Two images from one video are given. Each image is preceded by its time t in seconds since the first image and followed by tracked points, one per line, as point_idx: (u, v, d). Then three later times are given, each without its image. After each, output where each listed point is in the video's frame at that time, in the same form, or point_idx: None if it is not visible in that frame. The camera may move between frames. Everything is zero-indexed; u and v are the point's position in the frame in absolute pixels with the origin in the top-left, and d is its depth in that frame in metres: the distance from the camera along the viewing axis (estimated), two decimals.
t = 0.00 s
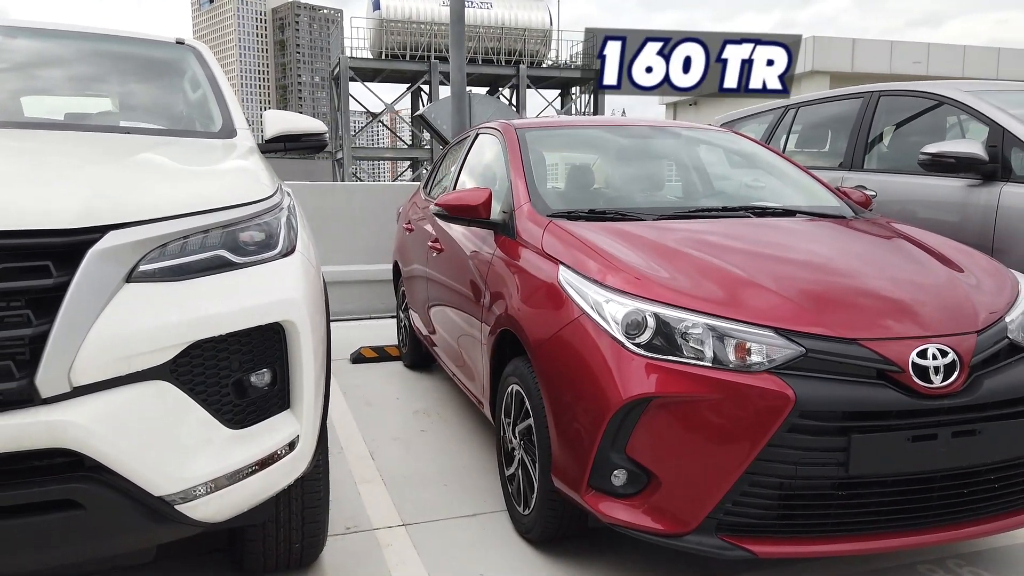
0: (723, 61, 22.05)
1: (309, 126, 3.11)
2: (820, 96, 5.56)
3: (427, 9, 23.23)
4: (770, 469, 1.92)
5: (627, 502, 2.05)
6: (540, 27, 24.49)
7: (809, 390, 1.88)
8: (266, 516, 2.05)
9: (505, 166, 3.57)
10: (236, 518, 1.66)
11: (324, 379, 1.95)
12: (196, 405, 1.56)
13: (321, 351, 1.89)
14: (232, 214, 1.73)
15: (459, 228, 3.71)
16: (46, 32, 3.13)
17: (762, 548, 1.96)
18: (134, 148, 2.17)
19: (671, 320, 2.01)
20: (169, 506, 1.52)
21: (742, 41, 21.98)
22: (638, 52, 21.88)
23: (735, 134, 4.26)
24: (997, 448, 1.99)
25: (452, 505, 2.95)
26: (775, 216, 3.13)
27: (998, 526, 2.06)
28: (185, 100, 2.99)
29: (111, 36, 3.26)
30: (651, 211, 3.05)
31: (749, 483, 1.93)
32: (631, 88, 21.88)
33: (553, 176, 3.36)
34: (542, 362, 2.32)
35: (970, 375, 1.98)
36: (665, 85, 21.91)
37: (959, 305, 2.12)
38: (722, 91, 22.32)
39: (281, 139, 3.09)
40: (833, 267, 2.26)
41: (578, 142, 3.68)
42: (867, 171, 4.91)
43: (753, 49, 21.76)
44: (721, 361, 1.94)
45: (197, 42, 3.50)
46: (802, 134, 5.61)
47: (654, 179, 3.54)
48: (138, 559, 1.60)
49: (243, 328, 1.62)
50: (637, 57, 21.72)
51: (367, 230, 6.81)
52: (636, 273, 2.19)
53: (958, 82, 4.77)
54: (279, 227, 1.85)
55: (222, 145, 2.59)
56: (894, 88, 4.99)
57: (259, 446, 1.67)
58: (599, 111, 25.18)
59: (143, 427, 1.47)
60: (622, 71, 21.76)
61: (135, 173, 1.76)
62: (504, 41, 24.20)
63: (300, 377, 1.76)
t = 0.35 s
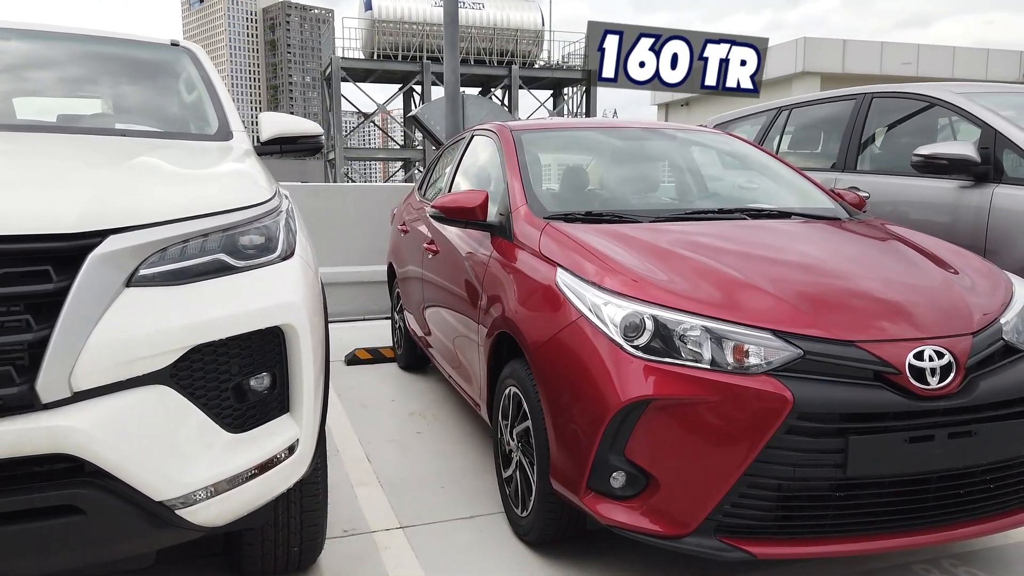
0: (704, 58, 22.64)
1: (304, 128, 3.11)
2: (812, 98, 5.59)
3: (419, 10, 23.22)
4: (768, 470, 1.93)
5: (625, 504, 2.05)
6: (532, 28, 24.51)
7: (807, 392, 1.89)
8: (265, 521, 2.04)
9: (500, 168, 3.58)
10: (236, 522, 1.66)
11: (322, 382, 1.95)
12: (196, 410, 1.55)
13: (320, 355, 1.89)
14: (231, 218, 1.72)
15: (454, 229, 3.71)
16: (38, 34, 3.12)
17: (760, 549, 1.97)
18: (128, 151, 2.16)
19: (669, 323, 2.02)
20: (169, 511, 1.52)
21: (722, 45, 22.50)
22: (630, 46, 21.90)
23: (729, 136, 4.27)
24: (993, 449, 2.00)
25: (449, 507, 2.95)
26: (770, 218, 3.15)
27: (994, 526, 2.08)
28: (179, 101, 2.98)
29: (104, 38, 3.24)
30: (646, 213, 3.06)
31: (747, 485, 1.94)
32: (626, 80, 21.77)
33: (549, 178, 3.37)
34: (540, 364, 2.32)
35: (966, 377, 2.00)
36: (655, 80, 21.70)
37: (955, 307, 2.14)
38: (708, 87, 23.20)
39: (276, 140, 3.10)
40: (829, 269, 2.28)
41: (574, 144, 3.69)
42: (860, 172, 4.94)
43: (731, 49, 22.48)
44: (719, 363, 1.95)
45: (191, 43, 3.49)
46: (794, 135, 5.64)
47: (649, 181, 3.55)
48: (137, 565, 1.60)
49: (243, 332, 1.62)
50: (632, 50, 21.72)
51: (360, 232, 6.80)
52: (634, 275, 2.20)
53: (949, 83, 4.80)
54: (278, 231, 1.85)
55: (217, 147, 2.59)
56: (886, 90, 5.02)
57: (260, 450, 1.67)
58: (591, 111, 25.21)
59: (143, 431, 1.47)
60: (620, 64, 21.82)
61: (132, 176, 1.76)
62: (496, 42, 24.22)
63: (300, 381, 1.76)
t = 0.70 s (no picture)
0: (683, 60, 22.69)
1: (300, 128, 3.11)
2: (806, 98, 5.61)
3: (412, 10, 23.20)
4: (765, 469, 1.94)
5: (623, 504, 2.06)
6: (526, 28, 24.53)
7: (804, 392, 1.90)
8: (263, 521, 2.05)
9: (496, 168, 3.58)
10: (234, 523, 1.66)
11: (320, 383, 1.95)
12: (195, 411, 1.55)
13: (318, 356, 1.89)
14: (229, 219, 1.72)
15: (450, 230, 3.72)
16: (31, 34, 3.11)
17: (757, 548, 1.98)
18: (124, 152, 2.16)
19: (667, 323, 2.02)
20: (169, 512, 1.52)
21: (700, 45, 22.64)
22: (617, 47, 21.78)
23: (723, 137, 4.29)
24: (987, 447, 2.02)
25: (446, 508, 2.95)
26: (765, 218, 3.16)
27: (989, 524, 2.09)
28: (174, 102, 2.97)
29: (98, 39, 3.23)
30: (642, 214, 3.07)
31: (744, 484, 1.95)
32: (613, 81, 21.77)
33: (545, 179, 3.37)
34: (537, 365, 2.32)
35: (960, 376, 2.01)
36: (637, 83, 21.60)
37: (950, 307, 2.15)
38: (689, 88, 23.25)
39: (272, 141, 3.10)
40: (825, 270, 2.29)
41: (569, 144, 3.70)
42: (854, 172, 4.96)
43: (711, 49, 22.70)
44: (716, 363, 1.96)
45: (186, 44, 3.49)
46: (789, 136, 5.66)
47: (644, 181, 3.56)
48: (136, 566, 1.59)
49: (241, 333, 1.62)
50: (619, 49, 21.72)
51: (355, 233, 6.79)
52: (630, 275, 2.20)
53: (942, 84, 4.82)
54: (276, 232, 1.85)
55: (212, 148, 2.59)
56: (880, 91, 5.04)
57: (257, 451, 1.67)
58: (585, 112, 25.22)
59: (142, 433, 1.47)
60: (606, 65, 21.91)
61: (129, 177, 1.75)
62: (490, 42, 24.22)
63: (298, 381, 1.76)
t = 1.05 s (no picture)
0: (676, 61, 22.78)
1: (294, 129, 3.11)
2: (799, 99, 5.63)
3: (406, 10, 23.18)
4: (756, 468, 1.95)
5: (615, 503, 2.06)
6: (520, 29, 24.55)
7: (795, 391, 1.91)
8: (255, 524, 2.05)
9: (490, 169, 3.59)
10: (228, 524, 1.66)
11: (313, 384, 1.95)
12: (187, 412, 1.55)
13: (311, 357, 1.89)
14: (222, 220, 1.72)
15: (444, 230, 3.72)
16: (25, 34, 3.10)
17: (749, 547, 1.98)
18: (117, 152, 2.15)
19: (659, 322, 2.03)
20: (161, 513, 1.52)
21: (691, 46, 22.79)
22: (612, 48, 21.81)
23: (716, 137, 4.30)
24: (978, 446, 2.03)
25: (439, 508, 2.95)
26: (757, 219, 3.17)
27: (979, 522, 2.11)
28: (166, 101, 2.97)
29: (92, 39, 3.22)
30: (635, 214, 3.07)
31: (736, 483, 1.96)
32: (604, 81, 21.85)
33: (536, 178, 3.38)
34: (530, 365, 2.33)
35: (951, 375, 2.03)
36: (631, 82, 21.73)
37: (940, 307, 2.16)
38: (681, 88, 23.33)
39: (266, 141, 3.09)
40: (817, 269, 2.30)
41: (563, 145, 3.70)
42: (847, 173, 4.98)
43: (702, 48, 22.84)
44: (709, 363, 1.97)
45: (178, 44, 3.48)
46: (782, 136, 5.68)
47: (637, 181, 3.57)
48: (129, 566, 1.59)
49: (234, 333, 1.61)
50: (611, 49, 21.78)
51: (349, 234, 6.78)
52: (622, 275, 2.22)
53: (934, 85, 4.85)
54: (269, 232, 1.85)
55: (206, 148, 2.58)
56: (872, 91, 5.06)
57: (250, 452, 1.67)
58: (579, 112, 25.24)
59: (133, 434, 1.47)
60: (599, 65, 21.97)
61: (122, 178, 1.75)
62: (484, 43, 24.23)
63: (290, 382, 1.76)
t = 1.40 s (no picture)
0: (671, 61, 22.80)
1: (284, 130, 3.10)
2: (792, 100, 5.64)
3: (401, 10, 23.15)
4: (745, 470, 1.94)
5: (604, 505, 2.06)
6: (515, 29, 24.54)
7: (783, 393, 1.91)
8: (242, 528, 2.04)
9: (481, 170, 3.58)
10: (214, 527, 1.65)
11: (300, 386, 1.94)
12: (172, 416, 1.54)
13: (298, 359, 1.88)
14: (208, 221, 1.71)
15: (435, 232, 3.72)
16: (15, 34, 3.09)
17: (737, 549, 1.98)
18: (105, 154, 2.14)
19: (647, 324, 2.03)
20: (145, 517, 1.51)
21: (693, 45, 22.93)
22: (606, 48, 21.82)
23: (707, 138, 4.30)
24: (966, 447, 2.03)
25: (430, 511, 2.95)
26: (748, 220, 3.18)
27: (968, 523, 2.11)
28: (156, 102, 2.95)
29: (82, 40, 3.21)
30: (626, 215, 3.07)
31: (725, 485, 1.96)
32: (603, 80, 21.77)
33: (528, 180, 3.37)
34: (520, 367, 2.32)
35: (939, 376, 2.03)
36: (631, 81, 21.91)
37: (928, 308, 2.17)
38: (685, 86, 23.47)
39: (255, 143, 3.07)
40: (805, 271, 2.30)
41: (554, 146, 3.70)
42: (839, 174, 4.99)
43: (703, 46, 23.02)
44: (697, 364, 1.97)
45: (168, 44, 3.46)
46: (774, 137, 5.69)
47: (629, 182, 3.57)
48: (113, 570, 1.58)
49: (219, 336, 1.60)
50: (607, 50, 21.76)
51: (343, 236, 6.77)
52: (611, 277, 2.22)
53: (926, 86, 4.86)
54: (255, 234, 1.84)
55: (195, 150, 2.57)
56: (864, 92, 5.07)
57: (235, 455, 1.65)
58: (574, 112, 25.24)
59: (117, 437, 1.46)
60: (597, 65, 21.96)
61: (108, 180, 1.74)
62: (479, 43, 24.22)
63: (276, 385, 1.75)
